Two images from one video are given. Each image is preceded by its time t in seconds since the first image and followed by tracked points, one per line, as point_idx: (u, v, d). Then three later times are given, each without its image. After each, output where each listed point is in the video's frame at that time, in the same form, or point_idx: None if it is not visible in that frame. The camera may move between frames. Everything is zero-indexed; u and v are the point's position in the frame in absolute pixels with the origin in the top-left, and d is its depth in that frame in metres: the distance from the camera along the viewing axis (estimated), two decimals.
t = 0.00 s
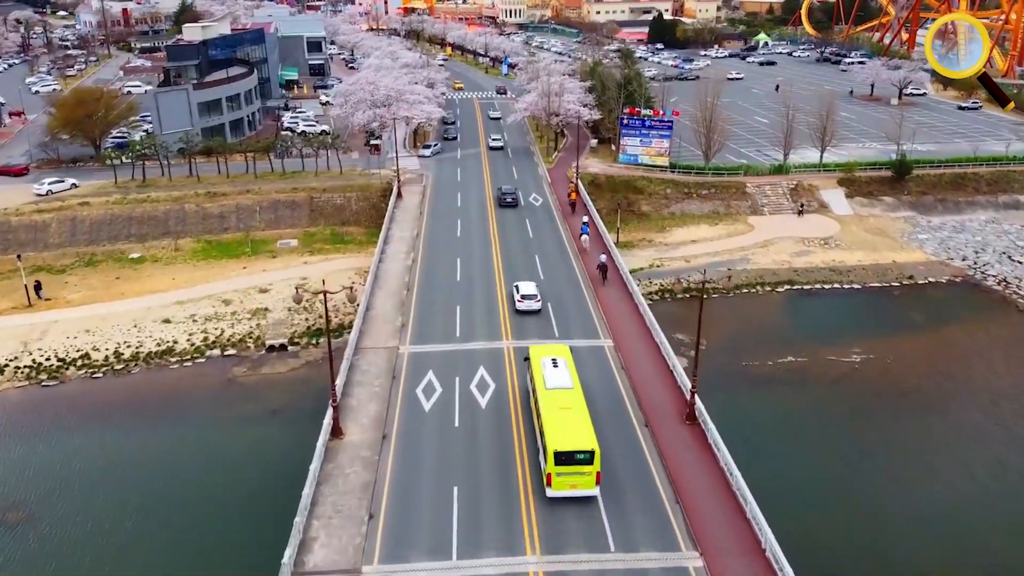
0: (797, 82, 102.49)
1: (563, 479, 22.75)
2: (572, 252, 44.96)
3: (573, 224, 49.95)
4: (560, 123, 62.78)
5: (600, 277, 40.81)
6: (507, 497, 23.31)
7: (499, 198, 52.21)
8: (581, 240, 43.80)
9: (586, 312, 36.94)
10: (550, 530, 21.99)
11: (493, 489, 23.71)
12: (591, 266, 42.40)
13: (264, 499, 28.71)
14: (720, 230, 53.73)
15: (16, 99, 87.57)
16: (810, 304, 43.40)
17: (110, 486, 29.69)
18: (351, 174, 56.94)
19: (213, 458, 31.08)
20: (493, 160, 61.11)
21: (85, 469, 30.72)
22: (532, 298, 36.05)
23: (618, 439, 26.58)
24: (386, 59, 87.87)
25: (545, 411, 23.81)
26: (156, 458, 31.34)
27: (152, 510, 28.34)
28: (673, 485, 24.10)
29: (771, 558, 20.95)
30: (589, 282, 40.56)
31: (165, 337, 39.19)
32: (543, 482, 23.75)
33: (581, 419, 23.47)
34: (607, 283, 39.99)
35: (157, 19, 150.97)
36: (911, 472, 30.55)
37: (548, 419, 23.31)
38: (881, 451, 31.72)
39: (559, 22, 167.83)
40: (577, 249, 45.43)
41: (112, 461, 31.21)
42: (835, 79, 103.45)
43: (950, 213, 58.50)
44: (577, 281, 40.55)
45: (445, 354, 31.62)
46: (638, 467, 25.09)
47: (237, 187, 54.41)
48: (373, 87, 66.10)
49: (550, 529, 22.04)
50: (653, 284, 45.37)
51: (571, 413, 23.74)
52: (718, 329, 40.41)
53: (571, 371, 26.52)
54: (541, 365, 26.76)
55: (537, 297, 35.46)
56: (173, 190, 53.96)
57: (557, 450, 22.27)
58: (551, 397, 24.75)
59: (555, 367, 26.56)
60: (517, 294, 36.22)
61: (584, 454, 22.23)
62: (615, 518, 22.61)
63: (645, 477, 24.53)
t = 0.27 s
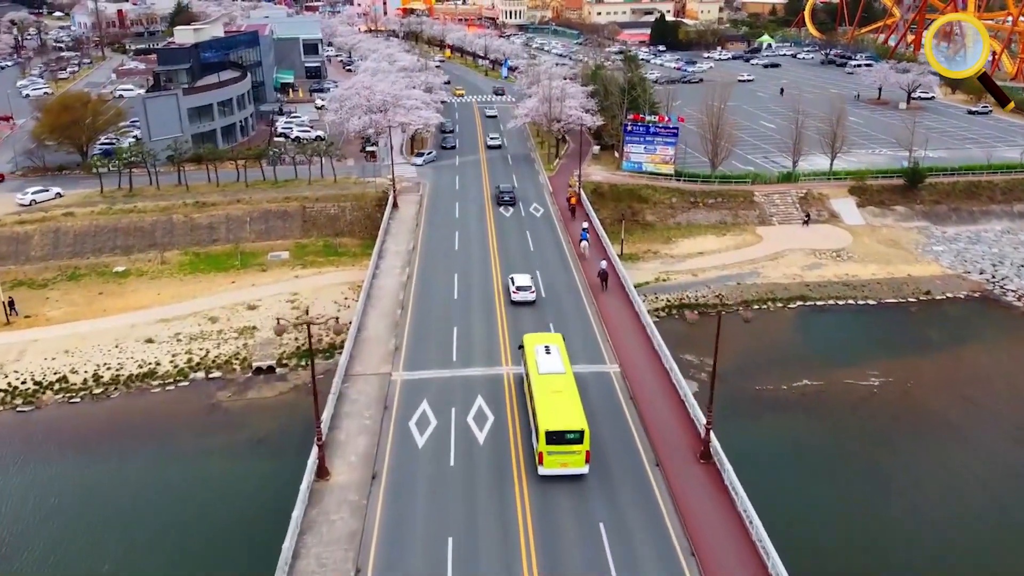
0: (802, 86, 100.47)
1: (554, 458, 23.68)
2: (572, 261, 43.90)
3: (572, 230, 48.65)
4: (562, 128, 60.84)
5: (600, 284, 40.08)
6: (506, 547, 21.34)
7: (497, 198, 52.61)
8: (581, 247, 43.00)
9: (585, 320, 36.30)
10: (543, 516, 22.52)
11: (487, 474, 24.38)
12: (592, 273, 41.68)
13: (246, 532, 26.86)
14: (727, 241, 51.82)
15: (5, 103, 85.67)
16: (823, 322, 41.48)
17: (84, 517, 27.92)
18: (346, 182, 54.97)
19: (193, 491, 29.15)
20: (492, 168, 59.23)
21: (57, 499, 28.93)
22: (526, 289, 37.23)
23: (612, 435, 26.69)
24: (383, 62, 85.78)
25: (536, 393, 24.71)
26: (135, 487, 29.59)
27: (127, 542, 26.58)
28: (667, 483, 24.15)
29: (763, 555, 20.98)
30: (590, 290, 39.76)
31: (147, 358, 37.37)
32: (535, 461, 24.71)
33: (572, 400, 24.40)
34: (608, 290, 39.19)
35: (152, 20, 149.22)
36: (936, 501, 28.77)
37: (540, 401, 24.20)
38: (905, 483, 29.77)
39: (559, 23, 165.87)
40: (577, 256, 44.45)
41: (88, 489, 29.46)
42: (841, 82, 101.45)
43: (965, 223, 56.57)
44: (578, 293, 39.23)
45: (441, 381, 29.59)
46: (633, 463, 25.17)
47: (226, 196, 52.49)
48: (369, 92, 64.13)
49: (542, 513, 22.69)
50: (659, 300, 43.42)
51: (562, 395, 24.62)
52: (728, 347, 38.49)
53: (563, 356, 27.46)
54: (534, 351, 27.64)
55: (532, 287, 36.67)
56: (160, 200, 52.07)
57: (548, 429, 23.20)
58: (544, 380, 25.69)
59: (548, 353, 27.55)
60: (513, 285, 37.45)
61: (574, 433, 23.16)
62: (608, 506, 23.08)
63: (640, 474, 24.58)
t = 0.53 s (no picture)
0: (808, 89, 98.39)
1: (546, 440, 24.74)
2: (571, 268, 42.93)
3: (572, 237, 47.33)
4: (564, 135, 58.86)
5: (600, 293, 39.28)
6: None
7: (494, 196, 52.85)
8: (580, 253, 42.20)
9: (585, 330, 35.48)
10: (536, 507, 22.91)
11: (482, 463, 24.93)
12: (591, 281, 40.88)
13: None
14: (736, 253, 49.82)
15: None
16: (840, 342, 39.48)
17: (52, 554, 26.02)
18: (339, 192, 52.92)
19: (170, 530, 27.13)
20: (491, 176, 57.26)
21: (23, 535, 27.01)
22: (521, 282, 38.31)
23: (606, 433, 26.82)
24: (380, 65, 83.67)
25: (530, 380, 25.81)
26: (107, 523, 27.55)
27: None
28: (663, 484, 24.08)
29: (760, 558, 20.82)
30: (590, 299, 38.83)
31: (127, 382, 35.43)
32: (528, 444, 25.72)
33: (562, 387, 25.49)
34: (609, 300, 38.26)
35: (147, 21, 147.40)
36: (968, 540, 26.75)
37: (532, 387, 25.30)
38: (934, 520, 27.72)
39: (560, 24, 163.97)
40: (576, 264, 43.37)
41: (56, 527, 27.41)
42: (847, 85, 99.38)
43: (982, 233, 54.56)
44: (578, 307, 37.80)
45: (435, 414, 27.53)
46: (628, 463, 25.21)
47: (215, 207, 50.47)
48: (364, 97, 62.10)
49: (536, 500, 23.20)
50: (667, 318, 41.34)
51: (554, 382, 25.71)
52: (739, 367, 36.51)
53: (555, 346, 28.65)
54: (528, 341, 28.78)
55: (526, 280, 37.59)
56: (146, 211, 50.06)
57: (539, 412, 24.31)
58: (537, 368, 26.81)
59: (542, 343, 28.69)
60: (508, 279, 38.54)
61: (565, 416, 24.23)
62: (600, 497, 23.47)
63: (635, 475, 24.60)
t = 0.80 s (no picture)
0: (814, 93, 96.20)
1: (537, 425, 25.63)
2: (570, 275, 41.92)
3: (572, 244, 46.07)
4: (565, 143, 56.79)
5: (599, 301, 38.34)
6: None
7: (492, 195, 53.04)
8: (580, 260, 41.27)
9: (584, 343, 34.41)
10: (529, 501, 23.16)
11: (476, 453, 25.42)
12: (591, 289, 39.94)
13: None
14: (746, 266, 47.70)
15: None
16: (857, 364, 37.41)
17: None
18: (332, 202, 50.80)
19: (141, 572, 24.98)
20: (490, 185, 55.24)
21: None
22: (517, 277, 39.07)
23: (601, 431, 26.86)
24: (377, 68, 81.48)
25: (522, 367, 26.71)
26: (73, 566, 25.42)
27: None
28: (658, 484, 24.03)
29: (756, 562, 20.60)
30: (590, 310, 37.79)
31: (102, 411, 33.36)
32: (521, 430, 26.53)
33: (554, 373, 26.41)
34: (609, 310, 37.28)
35: (142, 23, 145.50)
36: None
37: (524, 374, 26.20)
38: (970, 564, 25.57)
39: (560, 25, 161.91)
40: (575, 272, 42.34)
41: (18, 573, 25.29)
42: (853, 89, 97.21)
43: (1000, 245, 52.46)
44: (578, 320, 36.54)
45: (428, 454, 25.40)
46: (623, 461, 25.22)
47: (202, 218, 48.35)
48: (358, 102, 59.96)
49: (529, 492, 23.56)
50: (675, 337, 39.13)
51: (546, 368, 26.63)
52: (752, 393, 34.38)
53: (548, 335, 29.53)
54: (521, 332, 29.57)
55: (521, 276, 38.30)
56: (130, 222, 47.95)
57: (531, 398, 25.24)
58: (530, 356, 27.65)
59: (535, 333, 29.63)
60: (504, 273, 39.26)
61: (556, 401, 25.11)
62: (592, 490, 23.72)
63: (630, 473, 24.61)
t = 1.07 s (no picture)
0: (820, 97, 94.05)
1: (530, 411, 26.46)
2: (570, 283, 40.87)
3: (572, 252, 44.84)
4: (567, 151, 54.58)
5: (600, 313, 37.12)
6: None
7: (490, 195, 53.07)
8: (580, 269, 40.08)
9: (584, 357, 33.13)
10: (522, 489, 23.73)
11: (471, 445, 26.05)
12: (592, 300, 38.78)
13: None
14: (757, 282, 45.51)
15: None
16: (877, 392, 35.28)
17: None
18: (323, 213, 48.61)
19: None
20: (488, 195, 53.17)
21: None
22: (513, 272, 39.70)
23: (594, 426, 27.20)
24: (372, 72, 79.26)
25: (516, 355, 27.47)
26: None
27: None
28: (651, 479, 24.21)
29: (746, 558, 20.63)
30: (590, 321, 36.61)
31: (74, 444, 31.23)
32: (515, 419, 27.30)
33: (547, 362, 27.22)
34: (610, 321, 36.09)
35: (137, 24, 143.38)
36: None
37: (518, 362, 26.94)
38: None
39: (561, 26, 159.73)
40: (575, 282, 41.10)
41: None
42: (861, 92, 95.05)
43: (1020, 258, 50.30)
44: (576, 331, 35.32)
45: (419, 502, 23.18)
46: (615, 456, 25.54)
47: (187, 231, 46.21)
48: (352, 108, 57.83)
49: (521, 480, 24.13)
50: (685, 360, 36.87)
51: (540, 356, 27.36)
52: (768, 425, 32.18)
53: (542, 325, 30.13)
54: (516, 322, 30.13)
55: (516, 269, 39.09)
56: (112, 236, 45.81)
57: (524, 386, 26.05)
58: (524, 345, 28.29)
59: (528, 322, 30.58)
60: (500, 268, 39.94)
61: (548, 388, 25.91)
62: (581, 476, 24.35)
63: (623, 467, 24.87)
